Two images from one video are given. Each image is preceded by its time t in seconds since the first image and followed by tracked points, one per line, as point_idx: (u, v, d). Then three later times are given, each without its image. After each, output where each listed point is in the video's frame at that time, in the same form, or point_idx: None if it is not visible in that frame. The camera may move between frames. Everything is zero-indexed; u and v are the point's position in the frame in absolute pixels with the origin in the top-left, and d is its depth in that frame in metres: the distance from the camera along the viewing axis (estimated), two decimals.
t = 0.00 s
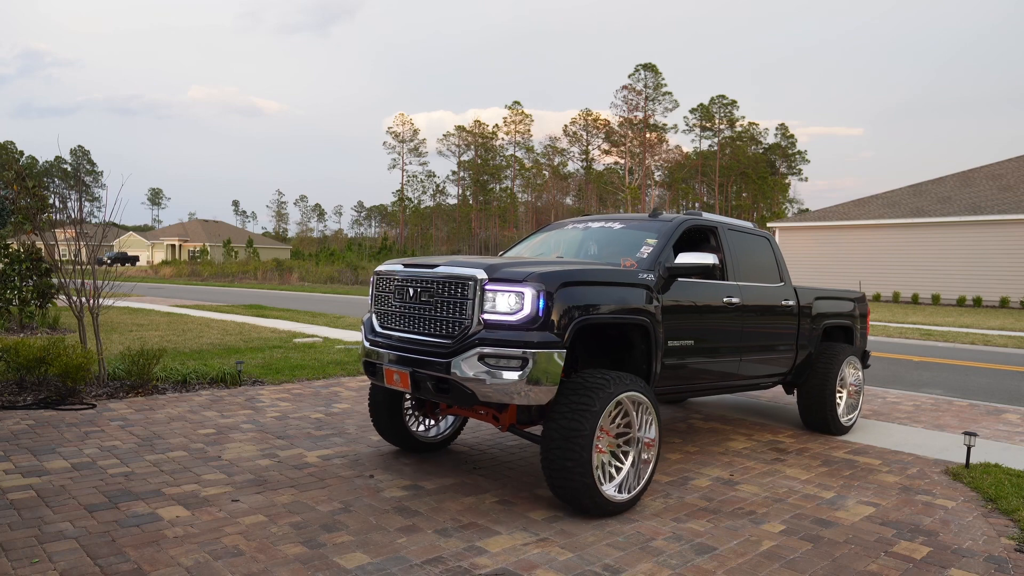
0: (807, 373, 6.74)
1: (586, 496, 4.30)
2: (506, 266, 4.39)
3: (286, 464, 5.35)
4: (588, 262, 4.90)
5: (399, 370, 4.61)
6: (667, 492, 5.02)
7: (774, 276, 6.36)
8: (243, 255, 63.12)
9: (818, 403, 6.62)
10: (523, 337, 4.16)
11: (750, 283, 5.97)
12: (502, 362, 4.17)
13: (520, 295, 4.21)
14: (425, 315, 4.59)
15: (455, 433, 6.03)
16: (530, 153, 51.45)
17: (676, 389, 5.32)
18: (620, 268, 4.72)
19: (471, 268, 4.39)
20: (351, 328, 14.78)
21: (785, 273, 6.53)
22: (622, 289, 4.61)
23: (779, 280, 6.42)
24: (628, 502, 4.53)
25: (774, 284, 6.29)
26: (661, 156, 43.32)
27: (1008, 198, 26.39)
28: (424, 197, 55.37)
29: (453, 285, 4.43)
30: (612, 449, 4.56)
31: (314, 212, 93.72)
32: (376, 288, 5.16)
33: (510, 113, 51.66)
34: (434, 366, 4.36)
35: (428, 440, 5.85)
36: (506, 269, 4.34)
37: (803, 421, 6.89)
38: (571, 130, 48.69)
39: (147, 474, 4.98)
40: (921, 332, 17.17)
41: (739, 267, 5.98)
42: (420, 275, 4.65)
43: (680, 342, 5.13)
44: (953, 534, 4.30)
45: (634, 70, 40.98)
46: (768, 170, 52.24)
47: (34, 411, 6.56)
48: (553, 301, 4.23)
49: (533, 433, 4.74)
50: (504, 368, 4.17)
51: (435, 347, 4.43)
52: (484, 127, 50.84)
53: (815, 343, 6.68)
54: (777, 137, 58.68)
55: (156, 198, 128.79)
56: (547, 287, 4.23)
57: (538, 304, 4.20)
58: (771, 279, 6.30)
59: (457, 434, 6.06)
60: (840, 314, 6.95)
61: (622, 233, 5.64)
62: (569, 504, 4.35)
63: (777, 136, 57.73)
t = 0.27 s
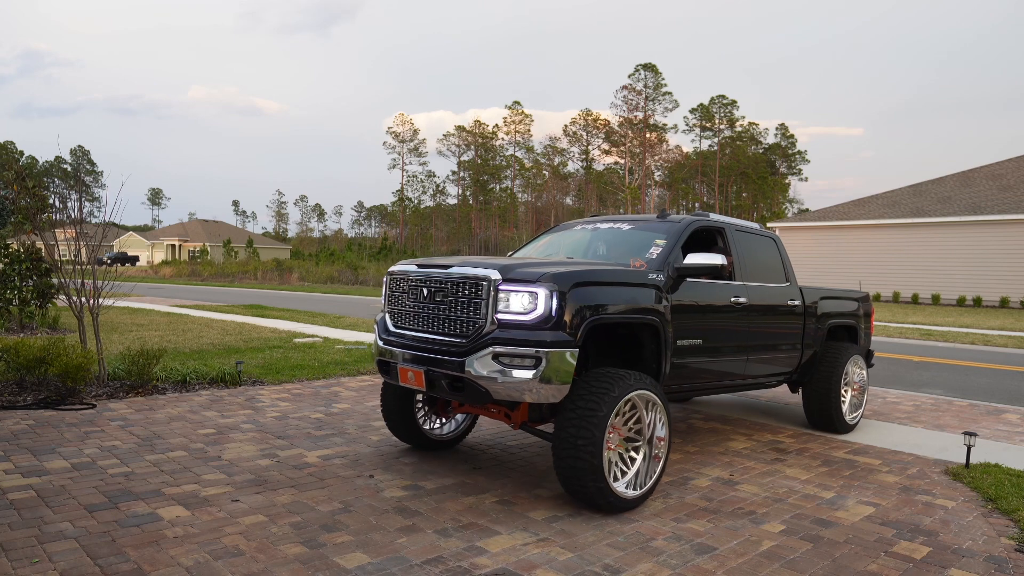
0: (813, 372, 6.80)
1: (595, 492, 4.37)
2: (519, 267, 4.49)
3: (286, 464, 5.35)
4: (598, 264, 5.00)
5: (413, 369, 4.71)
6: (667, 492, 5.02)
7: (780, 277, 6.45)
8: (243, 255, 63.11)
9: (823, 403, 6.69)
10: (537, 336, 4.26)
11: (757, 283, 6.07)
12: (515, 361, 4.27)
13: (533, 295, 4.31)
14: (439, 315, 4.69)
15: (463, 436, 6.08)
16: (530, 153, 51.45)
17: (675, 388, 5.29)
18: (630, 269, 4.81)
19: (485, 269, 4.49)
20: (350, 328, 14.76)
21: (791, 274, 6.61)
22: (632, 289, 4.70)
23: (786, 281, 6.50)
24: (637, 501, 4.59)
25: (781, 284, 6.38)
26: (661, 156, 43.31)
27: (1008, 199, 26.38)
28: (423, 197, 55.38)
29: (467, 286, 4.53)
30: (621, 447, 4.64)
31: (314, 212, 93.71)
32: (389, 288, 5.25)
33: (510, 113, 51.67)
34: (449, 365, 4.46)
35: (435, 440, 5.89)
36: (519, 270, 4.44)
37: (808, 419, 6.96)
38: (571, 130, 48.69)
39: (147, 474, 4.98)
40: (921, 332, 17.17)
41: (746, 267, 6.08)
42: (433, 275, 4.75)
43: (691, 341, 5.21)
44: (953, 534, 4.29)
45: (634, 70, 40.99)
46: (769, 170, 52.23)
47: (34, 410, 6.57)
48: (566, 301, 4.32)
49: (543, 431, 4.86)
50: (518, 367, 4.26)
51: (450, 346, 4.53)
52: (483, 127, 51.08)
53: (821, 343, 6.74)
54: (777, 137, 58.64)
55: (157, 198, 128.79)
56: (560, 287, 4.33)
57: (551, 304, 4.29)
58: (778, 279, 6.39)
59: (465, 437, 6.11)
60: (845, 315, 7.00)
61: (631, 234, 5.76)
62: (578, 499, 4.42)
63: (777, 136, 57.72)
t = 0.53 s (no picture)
0: (818, 372, 6.84)
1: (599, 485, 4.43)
2: (531, 267, 4.54)
3: (286, 464, 5.35)
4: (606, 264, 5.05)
5: (425, 368, 4.77)
6: (667, 492, 5.02)
7: (786, 277, 6.49)
8: (243, 255, 63.15)
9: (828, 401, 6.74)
10: (549, 335, 4.30)
11: (763, 283, 6.11)
12: (528, 360, 4.31)
13: (545, 295, 4.35)
14: (451, 315, 4.75)
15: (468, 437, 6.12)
16: (530, 153, 51.45)
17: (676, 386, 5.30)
18: (638, 269, 4.85)
19: (497, 270, 4.54)
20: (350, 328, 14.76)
21: (797, 274, 6.64)
22: (641, 289, 4.74)
23: (791, 280, 6.54)
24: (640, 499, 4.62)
25: (787, 284, 6.42)
26: (661, 156, 43.32)
27: (1008, 199, 26.38)
28: (423, 197, 55.40)
29: (479, 286, 4.59)
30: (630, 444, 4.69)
31: (314, 212, 93.69)
32: (402, 288, 5.33)
33: (510, 113, 51.67)
34: (461, 364, 4.51)
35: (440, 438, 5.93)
36: (531, 270, 4.50)
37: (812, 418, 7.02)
38: (571, 130, 48.68)
39: (147, 474, 4.98)
40: (921, 332, 17.17)
41: (752, 267, 6.12)
42: (446, 276, 4.82)
43: (697, 341, 5.25)
44: (953, 534, 4.29)
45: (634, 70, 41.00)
46: (768, 170, 52.23)
47: (34, 410, 6.57)
48: (577, 301, 4.37)
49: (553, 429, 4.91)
50: (530, 366, 4.30)
51: (462, 346, 4.59)
52: (484, 127, 51.02)
53: (825, 343, 6.78)
54: (777, 137, 58.61)
55: (157, 198, 128.79)
56: (571, 288, 4.37)
57: (562, 304, 4.34)
58: (784, 279, 6.43)
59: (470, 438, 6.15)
60: (848, 314, 7.04)
61: (639, 235, 5.81)
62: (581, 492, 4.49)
63: (777, 136, 57.71)
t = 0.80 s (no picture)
0: (823, 371, 6.92)
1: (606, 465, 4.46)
2: (545, 268, 4.61)
3: (286, 464, 5.35)
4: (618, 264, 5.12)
5: (441, 367, 4.88)
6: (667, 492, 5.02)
7: (793, 277, 6.56)
8: (243, 256, 63.17)
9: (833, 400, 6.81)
10: (562, 335, 4.38)
11: (770, 283, 6.18)
12: (542, 359, 4.38)
13: (559, 295, 4.42)
14: (466, 314, 4.85)
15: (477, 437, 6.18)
16: (530, 153, 51.45)
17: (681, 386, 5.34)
18: (649, 270, 4.93)
19: (512, 270, 4.62)
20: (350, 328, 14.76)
21: (803, 274, 6.71)
22: (653, 290, 4.82)
23: (798, 280, 6.61)
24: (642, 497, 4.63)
25: (794, 284, 6.49)
26: (661, 156, 43.33)
27: (1008, 198, 26.37)
28: (423, 197, 55.41)
29: (493, 286, 4.67)
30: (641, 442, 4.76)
31: (314, 212, 93.67)
32: (416, 288, 5.43)
33: (510, 113, 51.67)
34: (476, 362, 4.60)
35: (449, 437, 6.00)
36: (545, 271, 4.57)
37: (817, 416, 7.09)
38: (571, 130, 48.68)
39: (147, 474, 4.98)
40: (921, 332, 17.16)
41: (760, 268, 6.19)
42: (461, 276, 4.91)
43: (702, 340, 5.28)
44: (953, 534, 4.29)
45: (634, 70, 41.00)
46: (768, 170, 52.22)
47: (34, 410, 6.57)
48: (590, 301, 4.44)
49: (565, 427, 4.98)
50: (544, 364, 4.37)
51: (477, 344, 4.68)
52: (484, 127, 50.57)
53: (830, 342, 6.86)
54: (777, 137, 58.57)
55: (157, 198, 128.73)
56: (585, 288, 4.45)
57: (576, 304, 4.41)
58: (790, 279, 6.50)
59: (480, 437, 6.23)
60: (853, 314, 7.12)
61: (648, 236, 5.88)
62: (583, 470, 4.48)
63: (777, 136, 57.69)
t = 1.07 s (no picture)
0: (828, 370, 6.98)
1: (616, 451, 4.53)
2: (557, 268, 4.69)
3: (286, 464, 5.35)
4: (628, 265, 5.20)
5: (454, 365, 4.95)
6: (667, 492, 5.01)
7: (798, 277, 6.64)
8: (243, 256, 63.18)
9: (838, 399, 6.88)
10: (574, 334, 4.46)
11: (777, 283, 6.27)
12: (555, 357, 4.47)
13: (572, 295, 4.51)
14: (479, 314, 4.92)
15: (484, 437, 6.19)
16: (530, 152, 51.46)
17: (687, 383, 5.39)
18: (660, 270, 5.00)
19: (525, 270, 4.69)
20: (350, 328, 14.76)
21: (808, 274, 6.80)
22: (663, 290, 4.89)
23: (803, 280, 6.70)
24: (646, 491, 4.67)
25: (799, 284, 6.57)
26: (660, 156, 43.32)
27: (1008, 198, 26.36)
28: (424, 197, 55.42)
29: (506, 286, 4.75)
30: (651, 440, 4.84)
31: (314, 212, 93.66)
32: (427, 288, 5.50)
33: (510, 113, 51.68)
34: (489, 361, 4.67)
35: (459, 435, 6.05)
36: (558, 271, 4.65)
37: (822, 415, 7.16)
38: (571, 130, 48.68)
39: (147, 474, 4.98)
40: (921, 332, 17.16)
41: (766, 268, 6.28)
42: (474, 276, 4.98)
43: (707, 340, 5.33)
44: (953, 534, 4.29)
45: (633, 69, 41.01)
46: (768, 170, 52.22)
47: (34, 411, 6.57)
48: (603, 300, 4.53)
49: (576, 424, 5.07)
50: (558, 363, 4.46)
51: (490, 344, 4.75)
52: (483, 127, 51.08)
53: (835, 342, 6.93)
54: (777, 137, 58.56)
55: (157, 198, 128.68)
56: (597, 288, 4.53)
57: (589, 304, 4.49)
58: (795, 279, 6.59)
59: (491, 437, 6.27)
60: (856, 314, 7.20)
61: (656, 236, 5.96)
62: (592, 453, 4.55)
63: (777, 136, 57.69)
